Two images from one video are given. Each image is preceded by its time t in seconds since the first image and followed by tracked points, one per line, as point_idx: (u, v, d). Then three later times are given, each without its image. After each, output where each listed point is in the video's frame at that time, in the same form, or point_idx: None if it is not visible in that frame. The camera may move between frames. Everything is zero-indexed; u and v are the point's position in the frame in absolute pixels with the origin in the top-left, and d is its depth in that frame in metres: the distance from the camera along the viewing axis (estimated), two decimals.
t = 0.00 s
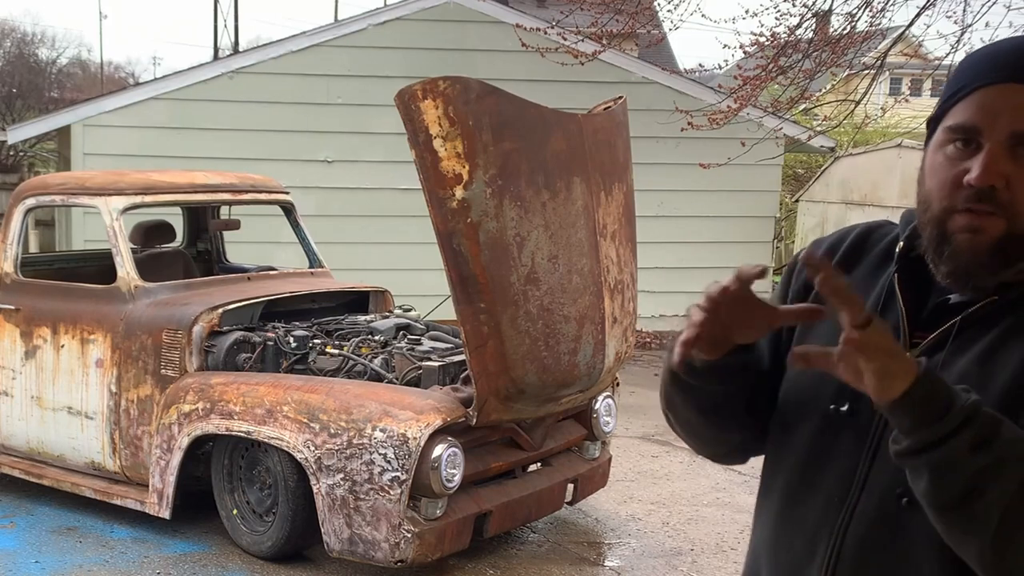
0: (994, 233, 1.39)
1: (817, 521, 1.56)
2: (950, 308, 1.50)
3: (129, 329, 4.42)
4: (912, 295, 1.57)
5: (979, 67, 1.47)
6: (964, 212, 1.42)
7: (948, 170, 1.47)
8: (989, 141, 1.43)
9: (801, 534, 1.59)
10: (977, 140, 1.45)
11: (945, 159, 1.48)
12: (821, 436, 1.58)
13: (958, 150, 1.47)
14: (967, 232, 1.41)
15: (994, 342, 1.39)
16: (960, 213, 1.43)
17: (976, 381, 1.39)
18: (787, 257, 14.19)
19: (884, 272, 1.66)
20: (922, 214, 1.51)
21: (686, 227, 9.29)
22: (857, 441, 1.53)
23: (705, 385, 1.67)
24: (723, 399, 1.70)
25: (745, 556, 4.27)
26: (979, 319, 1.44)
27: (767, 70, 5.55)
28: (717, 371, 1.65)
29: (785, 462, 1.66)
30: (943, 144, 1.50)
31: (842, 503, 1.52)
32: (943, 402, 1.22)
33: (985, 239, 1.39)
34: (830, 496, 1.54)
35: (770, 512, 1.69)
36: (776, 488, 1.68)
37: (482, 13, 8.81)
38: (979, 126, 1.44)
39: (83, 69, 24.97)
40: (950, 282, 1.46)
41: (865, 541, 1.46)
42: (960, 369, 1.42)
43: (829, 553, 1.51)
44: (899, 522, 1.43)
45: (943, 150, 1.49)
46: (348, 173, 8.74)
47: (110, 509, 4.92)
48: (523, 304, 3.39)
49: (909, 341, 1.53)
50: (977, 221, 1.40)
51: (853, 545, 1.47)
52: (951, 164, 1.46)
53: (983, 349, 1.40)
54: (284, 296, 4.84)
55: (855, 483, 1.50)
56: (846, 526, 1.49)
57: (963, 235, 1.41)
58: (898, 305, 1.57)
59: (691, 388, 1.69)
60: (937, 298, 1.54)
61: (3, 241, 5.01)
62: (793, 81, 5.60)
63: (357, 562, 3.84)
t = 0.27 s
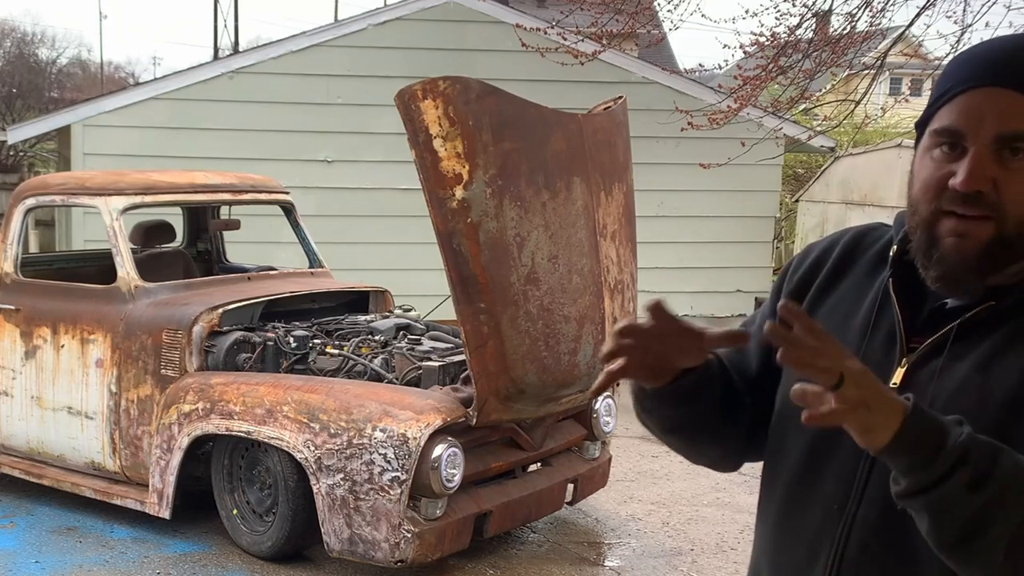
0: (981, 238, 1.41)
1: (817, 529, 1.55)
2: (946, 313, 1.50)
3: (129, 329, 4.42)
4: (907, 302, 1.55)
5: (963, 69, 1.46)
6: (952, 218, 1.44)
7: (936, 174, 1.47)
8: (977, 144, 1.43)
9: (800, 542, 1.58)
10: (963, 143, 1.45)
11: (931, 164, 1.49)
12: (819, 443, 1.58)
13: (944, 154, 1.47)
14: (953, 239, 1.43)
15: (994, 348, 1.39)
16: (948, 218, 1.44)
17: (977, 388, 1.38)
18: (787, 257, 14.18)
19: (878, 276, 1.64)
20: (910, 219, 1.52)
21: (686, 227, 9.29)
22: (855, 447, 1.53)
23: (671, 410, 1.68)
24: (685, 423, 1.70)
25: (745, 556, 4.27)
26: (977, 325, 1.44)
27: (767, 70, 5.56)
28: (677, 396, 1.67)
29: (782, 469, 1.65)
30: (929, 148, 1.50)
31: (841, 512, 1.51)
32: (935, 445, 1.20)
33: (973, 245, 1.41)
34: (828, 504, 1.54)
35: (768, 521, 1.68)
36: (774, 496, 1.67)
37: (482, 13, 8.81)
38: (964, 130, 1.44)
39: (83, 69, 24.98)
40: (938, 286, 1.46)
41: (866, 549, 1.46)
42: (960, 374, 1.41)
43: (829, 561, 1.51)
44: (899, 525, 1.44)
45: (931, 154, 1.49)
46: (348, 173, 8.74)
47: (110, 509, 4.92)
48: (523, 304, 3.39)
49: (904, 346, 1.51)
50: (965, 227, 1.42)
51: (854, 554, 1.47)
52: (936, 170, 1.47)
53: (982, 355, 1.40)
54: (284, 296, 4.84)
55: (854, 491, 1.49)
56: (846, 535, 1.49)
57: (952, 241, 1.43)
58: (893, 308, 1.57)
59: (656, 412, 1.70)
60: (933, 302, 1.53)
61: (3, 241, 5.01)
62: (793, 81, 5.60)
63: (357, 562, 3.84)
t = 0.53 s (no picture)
0: (940, 230, 1.39)
1: (812, 528, 1.52)
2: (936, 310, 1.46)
3: (129, 329, 4.42)
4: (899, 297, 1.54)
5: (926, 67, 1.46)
6: (914, 210, 1.42)
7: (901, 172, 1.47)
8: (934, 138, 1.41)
9: (796, 541, 1.55)
10: (920, 138, 1.44)
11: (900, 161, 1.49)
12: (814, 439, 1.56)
13: (909, 152, 1.47)
14: (915, 231, 1.42)
15: (987, 347, 1.36)
16: (910, 212, 1.43)
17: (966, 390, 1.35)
18: (787, 257, 14.19)
19: (873, 274, 1.64)
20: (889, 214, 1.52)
21: (686, 227, 9.29)
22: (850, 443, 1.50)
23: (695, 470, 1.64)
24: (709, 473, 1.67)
25: (745, 556, 4.27)
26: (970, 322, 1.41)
27: (768, 70, 5.56)
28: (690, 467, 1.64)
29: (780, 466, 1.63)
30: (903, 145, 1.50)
31: (835, 510, 1.48)
32: (926, 485, 1.17)
33: (933, 238, 1.39)
34: (823, 503, 1.51)
35: (766, 520, 1.65)
36: (772, 494, 1.65)
37: (482, 13, 8.81)
38: (920, 124, 1.44)
39: (83, 69, 25.00)
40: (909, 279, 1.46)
41: (860, 549, 1.43)
42: (953, 373, 1.38)
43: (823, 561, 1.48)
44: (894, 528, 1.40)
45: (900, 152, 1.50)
46: (349, 173, 8.74)
47: (110, 509, 4.92)
48: (523, 304, 3.39)
49: (897, 344, 1.49)
50: (925, 220, 1.41)
51: (848, 553, 1.44)
52: (901, 166, 1.47)
53: (977, 353, 1.37)
54: (284, 296, 4.84)
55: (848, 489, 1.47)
56: (839, 534, 1.46)
57: (913, 235, 1.42)
58: (886, 306, 1.55)
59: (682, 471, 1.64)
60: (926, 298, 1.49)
61: (3, 241, 5.01)
62: (793, 81, 5.60)
63: (357, 562, 3.84)
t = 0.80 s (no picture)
0: (887, 216, 1.45)
1: (793, 514, 1.56)
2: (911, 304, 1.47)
3: (129, 329, 4.42)
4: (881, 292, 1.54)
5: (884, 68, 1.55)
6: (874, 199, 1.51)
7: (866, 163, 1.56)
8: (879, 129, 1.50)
9: (782, 527, 1.59)
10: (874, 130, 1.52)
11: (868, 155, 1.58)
12: (798, 429, 1.58)
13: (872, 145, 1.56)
14: (871, 218, 1.49)
15: (952, 340, 1.35)
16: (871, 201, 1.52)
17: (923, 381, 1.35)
18: (787, 256, 14.20)
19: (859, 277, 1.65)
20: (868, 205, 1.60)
21: (686, 226, 9.29)
22: (826, 433, 1.51)
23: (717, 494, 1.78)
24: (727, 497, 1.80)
25: (745, 556, 4.27)
26: (939, 313, 1.40)
27: (767, 70, 5.56)
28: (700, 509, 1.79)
29: (773, 456, 1.65)
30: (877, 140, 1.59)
31: (813, 497, 1.51)
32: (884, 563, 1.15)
33: (876, 222, 1.47)
34: (802, 491, 1.54)
35: (758, 509, 1.69)
36: (766, 483, 1.67)
37: (482, 12, 8.82)
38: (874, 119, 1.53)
39: (83, 69, 25.02)
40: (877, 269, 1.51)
41: (832, 535, 1.45)
42: (917, 365, 1.37)
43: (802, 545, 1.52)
44: (861, 519, 1.41)
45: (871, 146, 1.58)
46: (349, 173, 8.74)
47: (110, 510, 4.92)
48: (523, 304, 3.39)
49: (873, 337, 1.50)
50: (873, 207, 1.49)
51: (822, 538, 1.47)
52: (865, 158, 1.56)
53: (942, 348, 1.36)
54: (284, 296, 4.84)
55: (823, 477, 1.49)
56: (815, 519, 1.49)
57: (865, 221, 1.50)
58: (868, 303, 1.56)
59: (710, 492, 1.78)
60: (906, 291, 1.50)
61: (3, 241, 5.01)
62: (793, 81, 5.60)
63: (357, 562, 3.84)
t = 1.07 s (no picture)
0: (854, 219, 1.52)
1: (774, 494, 1.65)
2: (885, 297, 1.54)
3: (129, 329, 4.42)
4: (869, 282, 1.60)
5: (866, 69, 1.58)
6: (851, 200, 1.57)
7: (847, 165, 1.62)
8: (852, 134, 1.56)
9: (769, 512, 1.67)
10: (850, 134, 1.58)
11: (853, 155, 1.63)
12: (790, 415, 1.67)
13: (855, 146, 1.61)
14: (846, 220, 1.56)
15: (909, 332, 1.41)
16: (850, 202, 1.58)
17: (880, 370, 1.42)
18: (787, 256, 14.20)
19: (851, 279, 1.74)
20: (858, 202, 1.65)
21: (686, 227, 9.29)
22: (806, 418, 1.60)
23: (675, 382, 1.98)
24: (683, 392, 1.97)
25: (745, 556, 4.27)
26: (904, 305, 1.45)
27: (767, 70, 5.56)
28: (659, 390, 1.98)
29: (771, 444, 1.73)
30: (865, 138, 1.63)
31: (790, 478, 1.60)
32: None
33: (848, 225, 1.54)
34: (783, 471, 1.63)
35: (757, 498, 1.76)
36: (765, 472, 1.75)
37: (482, 13, 8.82)
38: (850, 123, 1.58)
39: (83, 69, 25.04)
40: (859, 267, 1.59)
41: (801, 512, 1.54)
42: (878, 354, 1.44)
43: (778, 521, 1.61)
44: (827, 501, 1.48)
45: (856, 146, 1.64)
46: (348, 173, 8.74)
47: (111, 509, 4.92)
48: (523, 304, 3.39)
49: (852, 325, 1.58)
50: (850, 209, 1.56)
51: (794, 515, 1.56)
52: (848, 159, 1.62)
53: (902, 337, 1.42)
54: (284, 296, 4.84)
55: (799, 458, 1.58)
56: (790, 498, 1.58)
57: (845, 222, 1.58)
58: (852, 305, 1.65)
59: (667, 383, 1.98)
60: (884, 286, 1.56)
61: (3, 241, 5.01)
62: (793, 81, 5.60)
63: (357, 562, 3.84)
